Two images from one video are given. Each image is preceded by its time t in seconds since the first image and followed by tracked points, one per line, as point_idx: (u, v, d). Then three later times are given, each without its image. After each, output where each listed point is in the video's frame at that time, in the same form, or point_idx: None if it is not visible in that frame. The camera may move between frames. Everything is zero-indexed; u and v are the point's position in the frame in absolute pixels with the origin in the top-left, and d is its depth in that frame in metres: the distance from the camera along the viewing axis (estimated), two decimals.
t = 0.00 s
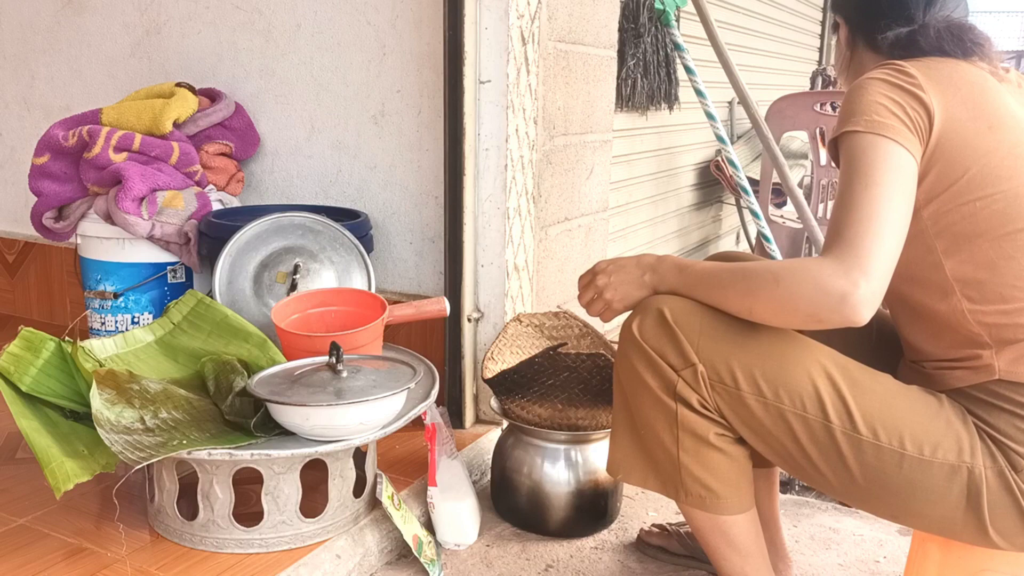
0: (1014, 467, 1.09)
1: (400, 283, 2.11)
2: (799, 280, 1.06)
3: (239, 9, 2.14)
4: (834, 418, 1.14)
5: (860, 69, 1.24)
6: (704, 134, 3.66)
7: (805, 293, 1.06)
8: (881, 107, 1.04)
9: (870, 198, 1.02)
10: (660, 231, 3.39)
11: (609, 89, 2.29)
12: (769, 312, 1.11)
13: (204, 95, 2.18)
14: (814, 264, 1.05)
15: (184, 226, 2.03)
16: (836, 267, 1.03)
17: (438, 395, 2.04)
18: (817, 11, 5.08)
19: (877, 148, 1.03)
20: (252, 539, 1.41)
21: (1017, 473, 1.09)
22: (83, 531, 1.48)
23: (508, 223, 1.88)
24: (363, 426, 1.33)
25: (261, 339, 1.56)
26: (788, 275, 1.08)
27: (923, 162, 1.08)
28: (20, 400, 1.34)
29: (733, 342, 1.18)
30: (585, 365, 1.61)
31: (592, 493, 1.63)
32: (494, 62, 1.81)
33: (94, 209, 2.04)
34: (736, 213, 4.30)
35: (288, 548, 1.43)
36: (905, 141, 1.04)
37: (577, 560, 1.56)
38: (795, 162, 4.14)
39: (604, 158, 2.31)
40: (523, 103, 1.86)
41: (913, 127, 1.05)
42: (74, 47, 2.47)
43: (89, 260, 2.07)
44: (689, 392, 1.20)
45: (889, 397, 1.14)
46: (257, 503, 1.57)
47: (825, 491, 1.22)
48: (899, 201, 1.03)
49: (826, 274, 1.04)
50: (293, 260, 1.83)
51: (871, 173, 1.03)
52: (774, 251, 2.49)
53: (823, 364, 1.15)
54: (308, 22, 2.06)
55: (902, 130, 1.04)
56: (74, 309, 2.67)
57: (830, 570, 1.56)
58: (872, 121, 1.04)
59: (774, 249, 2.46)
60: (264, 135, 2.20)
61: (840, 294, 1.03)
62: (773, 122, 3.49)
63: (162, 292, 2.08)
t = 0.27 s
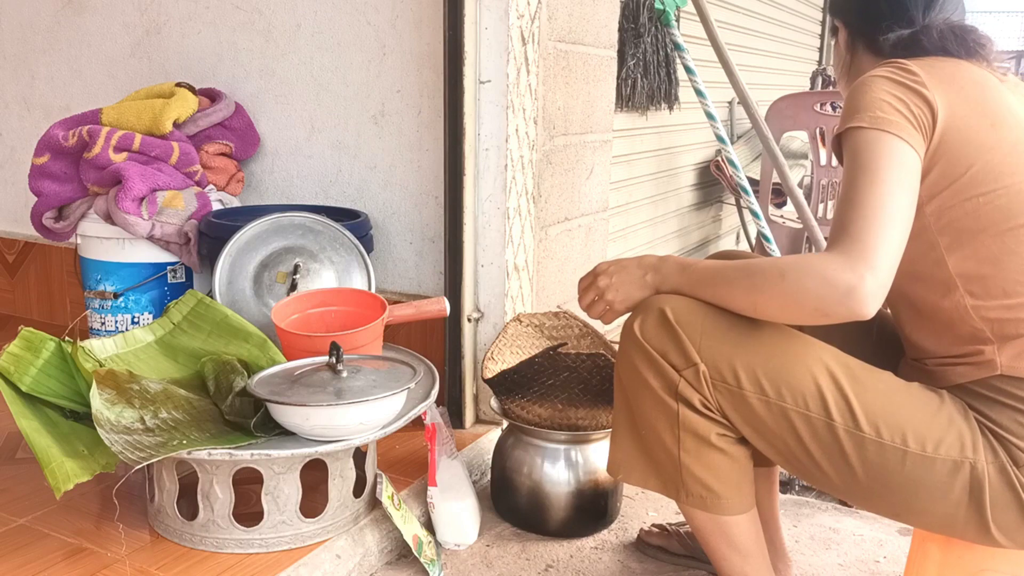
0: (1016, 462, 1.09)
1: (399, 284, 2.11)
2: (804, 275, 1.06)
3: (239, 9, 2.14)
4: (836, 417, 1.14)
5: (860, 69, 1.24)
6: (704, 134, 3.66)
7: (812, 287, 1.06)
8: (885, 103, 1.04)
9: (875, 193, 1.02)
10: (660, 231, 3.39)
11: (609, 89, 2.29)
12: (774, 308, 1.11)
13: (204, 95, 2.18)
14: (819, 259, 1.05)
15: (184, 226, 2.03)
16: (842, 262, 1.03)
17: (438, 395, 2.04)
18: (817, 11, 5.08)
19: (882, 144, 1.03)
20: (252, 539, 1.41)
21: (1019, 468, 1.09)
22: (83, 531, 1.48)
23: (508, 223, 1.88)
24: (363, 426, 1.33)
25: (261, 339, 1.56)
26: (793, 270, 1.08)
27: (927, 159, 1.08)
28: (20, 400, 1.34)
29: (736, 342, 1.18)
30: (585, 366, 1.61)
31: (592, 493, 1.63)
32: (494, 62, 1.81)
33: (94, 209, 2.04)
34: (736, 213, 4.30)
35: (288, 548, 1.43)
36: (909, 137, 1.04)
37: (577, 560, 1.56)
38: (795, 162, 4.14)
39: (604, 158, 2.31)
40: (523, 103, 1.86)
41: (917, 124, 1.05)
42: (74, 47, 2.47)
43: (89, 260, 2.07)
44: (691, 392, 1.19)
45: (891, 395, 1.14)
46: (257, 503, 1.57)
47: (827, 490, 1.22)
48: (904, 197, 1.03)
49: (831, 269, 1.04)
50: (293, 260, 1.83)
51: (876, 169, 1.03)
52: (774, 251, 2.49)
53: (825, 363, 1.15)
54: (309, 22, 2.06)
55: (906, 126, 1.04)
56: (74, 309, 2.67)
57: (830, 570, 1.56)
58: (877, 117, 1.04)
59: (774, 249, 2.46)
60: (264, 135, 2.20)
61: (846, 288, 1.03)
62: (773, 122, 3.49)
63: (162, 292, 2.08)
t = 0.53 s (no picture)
0: (1016, 463, 1.09)
1: (400, 283, 2.11)
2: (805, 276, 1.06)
3: (240, 9, 2.14)
4: (837, 418, 1.14)
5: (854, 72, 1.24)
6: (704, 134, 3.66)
7: (813, 288, 1.06)
8: (880, 104, 1.05)
9: (873, 193, 1.02)
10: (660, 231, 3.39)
11: (609, 89, 2.29)
12: (775, 308, 1.11)
13: (204, 95, 2.18)
14: (820, 260, 1.05)
15: (184, 226, 2.03)
16: (842, 262, 1.03)
17: (438, 395, 2.04)
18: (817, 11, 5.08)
19: (879, 145, 1.03)
20: (252, 539, 1.41)
21: (1019, 469, 1.09)
22: (83, 531, 1.48)
23: (508, 223, 1.88)
24: (363, 426, 1.33)
25: (261, 340, 1.56)
26: (794, 271, 1.08)
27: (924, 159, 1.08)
28: (20, 400, 1.34)
29: (736, 343, 1.18)
30: (585, 365, 1.61)
31: (592, 493, 1.63)
32: (494, 62, 1.81)
33: (94, 209, 2.04)
34: (737, 213, 4.30)
35: (287, 548, 1.43)
36: (905, 137, 1.04)
37: (577, 560, 1.56)
38: (795, 161, 4.14)
39: (604, 158, 2.31)
40: (523, 103, 1.86)
41: (913, 125, 1.05)
42: (74, 47, 2.47)
43: (90, 260, 2.07)
44: (691, 394, 1.19)
45: (892, 397, 1.14)
46: (257, 503, 1.57)
47: (827, 491, 1.22)
48: (902, 197, 1.03)
49: (831, 269, 1.04)
50: (293, 260, 1.83)
51: (874, 170, 1.03)
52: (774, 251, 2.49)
53: (826, 364, 1.15)
54: (309, 22, 2.06)
55: (902, 126, 1.04)
56: (74, 309, 2.67)
57: (830, 570, 1.56)
58: (872, 119, 1.04)
59: (774, 249, 2.46)
60: (264, 135, 2.20)
61: (846, 288, 1.03)
62: (773, 122, 3.49)
63: (162, 292, 2.08)
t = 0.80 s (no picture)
0: (1018, 462, 1.09)
1: (400, 283, 2.11)
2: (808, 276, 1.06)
3: (239, 9, 2.14)
4: (839, 419, 1.14)
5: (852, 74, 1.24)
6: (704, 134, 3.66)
7: (816, 289, 1.05)
8: (880, 104, 1.05)
9: (875, 193, 1.02)
10: (660, 231, 3.39)
11: (609, 89, 2.29)
12: (777, 308, 1.11)
13: (204, 95, 2.18)
14: (823, 260, 1.05)
15: (184, 225, 2.03)
16: (845, 262, 1.03)
17: (438, 395, 2.04)
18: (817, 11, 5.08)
19: (880, 145, 1.03)
20: (251, 539, 1.41)
21: (1021, 467, 1.09)
22: (83, 531, 1.48)
23: (508, 223, 1.88)
24: (363, 426, 1.33)
25: (261, 340, 1.56)
26: (796, 271, 1.08)
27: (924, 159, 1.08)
28: (20, 400, 1.34)
29: (737, 344, 1.18)
30: (585, 365, 1.61)
31: (592, 494, 1.63)
32: (494, 62, 1.81)
33: (94, 209, 2.04)
34: (736, 213, 4.30)
35: (287, 548, 1.43)
36: (906, 137, 1.04)
37: (577, 560, 1.56)
38: (795, 162, 4.14)
39: (604, 158, 2.31)
40: (523, 103, 1.86)
41: (913, 125, 1.05)
42: (74, 47, 2.47)
43: (89, 260, 2.07)
44: (692, 395, 1.19)
45: (894, 397, 1.13)
46: (257, 502, 1.57)
47: (827, 491, 1.22)
48: (903, 197, 1.03)
49: (835, 269, 1.03)
50: (293, 260, 1.83)
51: (875, 169, 1.03)
52: (774, 250, 2.49)
53: (828, 365, 1.15)
54: (309, 22, 2.06)
55: (902, 126, 1.04)
56: (74, 309, 2.67)
57: (830, 570, 1.56)
58: (873, 118, 1.04)
59: (774, 249, 2.46)
60: (264, 135, 2.20)
61: (849, 288, 1.03)
62: (773, 122, 3.49)
63: (162, 292, 2.08)
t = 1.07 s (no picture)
0: (1018, 461, 1.09)
1: (400, 283, 2.11)
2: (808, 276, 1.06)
3: (239, 9, 2.14)
4: (841, 421, 1.14)
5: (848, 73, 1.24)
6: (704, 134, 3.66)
7: (817, 289, 1.05)
8: (879, 105, 1.04)
9: (873, 192, 1.02)
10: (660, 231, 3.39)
11: (609, 89, 2.29)
12: (775, 306, 1.11)
13: (204, 95, 2.18)
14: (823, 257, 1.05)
15: (184, 225, 2.03)
16: (842, 258, 1.03)
17: (438, 395, 2.04)
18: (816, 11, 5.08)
19: (877, 144, 1.03)
20: (251, 539, 1.41)
21: (1021, 467, 1.09)
22: (83, 531, 1.48)
23: (508, 223, 1.89)
24: (363, 426, 1.33)
25: (261, 340, 1.56)
26: (795, 270, 1.07)
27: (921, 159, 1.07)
28: (20, 400, 1.34)
29: (738, 346, 1.18)
30: (585, 365, 1.61)
31: (592, 494, 1.63)
32: (494, 63, 1.81)
33: (94, 209, 2.04)
34: (736, 213, 4.30)
35: (287, 549, 1.43)
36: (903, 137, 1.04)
37: (577, 560, 1.56)
38: (795, 161, 4.14)
39: (604, 158, 2.31)
40: (523, 103, 1.86)
41: (910, 125, 1.05)
42: (74, 47, 2.47)
43: (89, 260, 2.07)
44: (693, 397, 1.19)
45: (895, 399, 1.13)
46: (256, 503, 1.57)
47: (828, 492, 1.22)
48: (902, 196, 1.03)
49: (834, 266, 1.03)
50: (293, 260, 1.83)
51: (873, 168, 1.03)
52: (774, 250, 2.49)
53: (829, 368, 1.15)
54: (309, 22, 2.06)
55: (900, 127, 1.04)
56: (74, 309, 2.67)
57: (830, 570, 1.56)
58: (870, 118, 1.04)
59: (774, 248, 2.46)
60: (264, 135, 2.20)
61: (849, 287, 1.03)
62: (773, 122, 3.49)
63: (162, 292, 2.08)
